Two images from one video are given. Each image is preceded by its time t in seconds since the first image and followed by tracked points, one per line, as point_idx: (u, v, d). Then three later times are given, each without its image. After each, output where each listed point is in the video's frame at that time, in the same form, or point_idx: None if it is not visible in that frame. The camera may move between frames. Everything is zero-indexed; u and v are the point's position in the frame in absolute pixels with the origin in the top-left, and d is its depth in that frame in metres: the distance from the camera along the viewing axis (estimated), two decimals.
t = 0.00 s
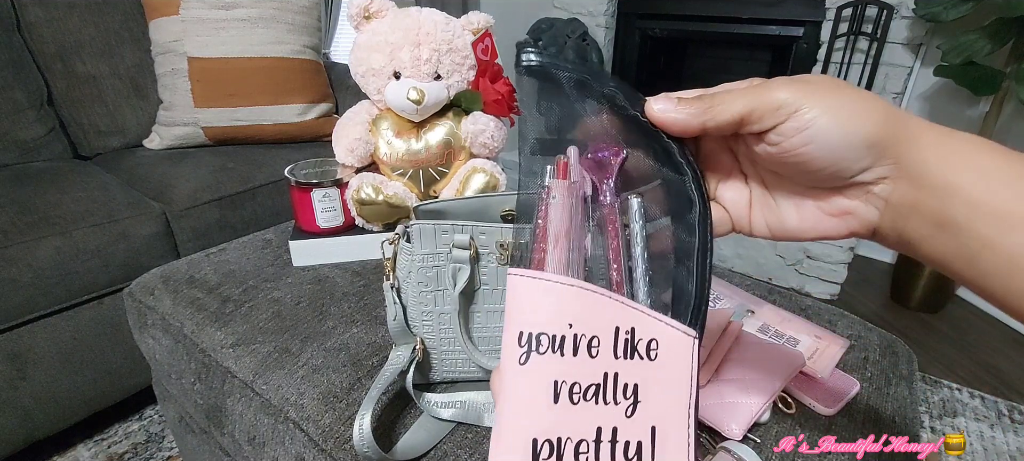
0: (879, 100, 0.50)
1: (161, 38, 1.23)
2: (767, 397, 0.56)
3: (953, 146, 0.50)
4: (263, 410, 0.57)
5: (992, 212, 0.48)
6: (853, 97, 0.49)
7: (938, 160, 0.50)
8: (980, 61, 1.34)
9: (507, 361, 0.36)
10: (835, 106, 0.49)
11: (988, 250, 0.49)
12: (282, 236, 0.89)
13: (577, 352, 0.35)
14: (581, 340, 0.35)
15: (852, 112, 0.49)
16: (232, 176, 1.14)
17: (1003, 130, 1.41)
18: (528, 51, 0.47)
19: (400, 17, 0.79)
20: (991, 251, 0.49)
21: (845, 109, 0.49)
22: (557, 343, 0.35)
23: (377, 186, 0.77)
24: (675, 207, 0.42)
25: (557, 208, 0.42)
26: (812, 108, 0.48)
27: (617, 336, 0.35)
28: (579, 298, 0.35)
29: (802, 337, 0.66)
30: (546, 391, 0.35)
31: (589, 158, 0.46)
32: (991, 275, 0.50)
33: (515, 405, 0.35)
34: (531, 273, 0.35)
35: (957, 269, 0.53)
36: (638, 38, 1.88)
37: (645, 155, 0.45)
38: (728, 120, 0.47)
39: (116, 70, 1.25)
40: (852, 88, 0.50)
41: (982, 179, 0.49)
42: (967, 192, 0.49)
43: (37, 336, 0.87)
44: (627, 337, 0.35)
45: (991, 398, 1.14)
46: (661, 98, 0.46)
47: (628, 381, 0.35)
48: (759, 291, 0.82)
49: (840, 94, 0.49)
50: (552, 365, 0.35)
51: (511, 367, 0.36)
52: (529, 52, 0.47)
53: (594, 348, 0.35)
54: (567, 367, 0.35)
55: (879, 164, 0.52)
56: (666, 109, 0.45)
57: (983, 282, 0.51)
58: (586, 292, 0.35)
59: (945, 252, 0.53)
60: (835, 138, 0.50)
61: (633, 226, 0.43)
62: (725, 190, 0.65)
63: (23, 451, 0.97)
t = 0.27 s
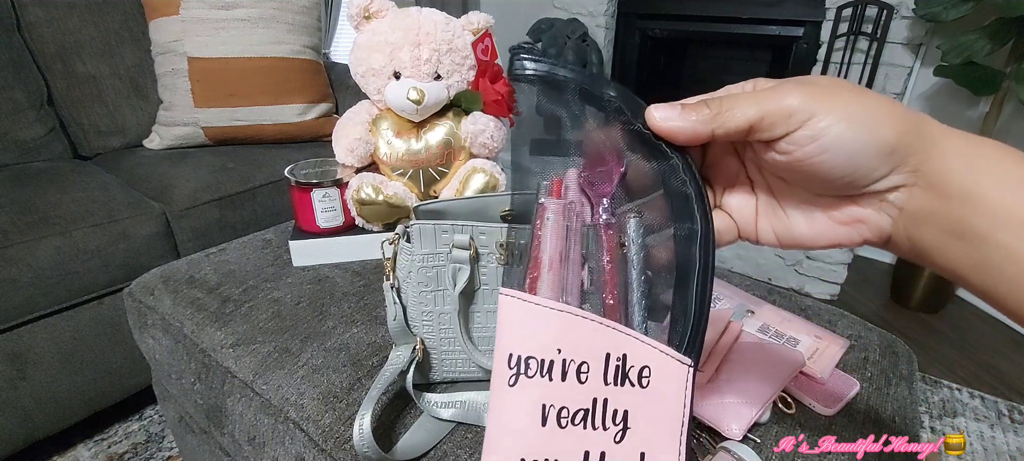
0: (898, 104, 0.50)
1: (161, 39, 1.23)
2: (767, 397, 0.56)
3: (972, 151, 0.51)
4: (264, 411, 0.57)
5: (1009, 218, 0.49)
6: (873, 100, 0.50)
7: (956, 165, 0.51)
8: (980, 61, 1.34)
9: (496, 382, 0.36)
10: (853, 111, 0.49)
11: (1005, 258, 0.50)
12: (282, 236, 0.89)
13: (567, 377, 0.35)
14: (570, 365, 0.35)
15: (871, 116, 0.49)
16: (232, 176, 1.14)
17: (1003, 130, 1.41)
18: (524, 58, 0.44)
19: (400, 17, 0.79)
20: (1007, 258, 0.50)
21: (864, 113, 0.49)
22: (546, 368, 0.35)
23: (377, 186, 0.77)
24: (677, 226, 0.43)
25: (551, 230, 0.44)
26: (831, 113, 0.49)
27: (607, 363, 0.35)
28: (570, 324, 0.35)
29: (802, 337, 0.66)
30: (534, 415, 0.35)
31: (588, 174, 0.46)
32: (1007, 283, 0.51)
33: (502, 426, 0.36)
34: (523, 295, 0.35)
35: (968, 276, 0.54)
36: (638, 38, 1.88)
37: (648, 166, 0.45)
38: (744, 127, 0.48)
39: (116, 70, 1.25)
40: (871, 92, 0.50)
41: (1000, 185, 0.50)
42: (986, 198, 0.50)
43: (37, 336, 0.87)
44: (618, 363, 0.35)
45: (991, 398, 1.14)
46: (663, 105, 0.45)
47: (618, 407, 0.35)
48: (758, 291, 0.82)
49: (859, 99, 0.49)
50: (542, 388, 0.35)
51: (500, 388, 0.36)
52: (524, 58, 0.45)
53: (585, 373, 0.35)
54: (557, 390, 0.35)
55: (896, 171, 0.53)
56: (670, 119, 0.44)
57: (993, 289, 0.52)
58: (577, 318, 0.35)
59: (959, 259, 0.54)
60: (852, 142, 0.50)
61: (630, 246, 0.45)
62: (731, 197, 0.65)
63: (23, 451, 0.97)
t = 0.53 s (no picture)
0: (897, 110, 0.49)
1: (161, 39, 1.23)
2: (769, 398, 0.56)
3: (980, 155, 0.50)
4: (263, 411, 0.57)
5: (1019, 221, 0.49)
6: (871, 107, 0.49)
7: (962, 170, 0.50)
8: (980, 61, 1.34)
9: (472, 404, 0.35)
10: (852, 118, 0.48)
11: (1014, 265, 0.50)
12: (282, 236, 0.89)
13: (547, 400, 0.34)
14: (551, 389, 0.34)
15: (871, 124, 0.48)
16: (232, 176, 1.14)
17: (1003, 130, 1.41)
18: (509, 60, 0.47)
19: (400, 18, 0.79)
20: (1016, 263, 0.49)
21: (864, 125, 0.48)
22: (526, 391, 0.34)
23: (377, 186, 0.77)
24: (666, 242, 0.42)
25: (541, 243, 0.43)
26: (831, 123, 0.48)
27: (590, 386, 0.34)
28: (552, 346, 0.34)
29: (802, 337, 0.66)
30: (513, 441, 0.34)
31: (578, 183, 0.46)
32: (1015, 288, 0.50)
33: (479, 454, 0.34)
34: (505, 316, 0.34)
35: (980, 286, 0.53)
36: (638, 38, 1.88)
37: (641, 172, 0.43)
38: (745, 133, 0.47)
39: (116, 70, 1.25)
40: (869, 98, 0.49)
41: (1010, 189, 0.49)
42: (994, 202, 0.49)
43: (37, 336, 0.87)
44: (602, 387, 0.34)
45: (991, 398, 1.14)
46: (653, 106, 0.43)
47: (600, 432, 0.35)
48: (758, 291, 0.82)
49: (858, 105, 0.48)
50: (520, 411, 0.34)
51: (476, 411, 0.35)
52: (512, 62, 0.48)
53: (565, 397, 0.34)
54: (536, 414, 0.34)
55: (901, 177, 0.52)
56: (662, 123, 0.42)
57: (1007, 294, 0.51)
58: (560, 340, 0.34)
59: (966, 266, 0.53)
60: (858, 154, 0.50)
61: (616, 262, 0.43)
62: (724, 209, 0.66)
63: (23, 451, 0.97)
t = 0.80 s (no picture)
0: (877, 135, 0.44)
1: (161, 38, 1.23)
2: (767, 398, 0.56)
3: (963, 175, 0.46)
4: (263, 411, 0.57)
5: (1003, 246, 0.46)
6: (850, 133, 0.43)
7: (943, 192, 0.47)
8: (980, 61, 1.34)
9: (472, 409, 0.35)
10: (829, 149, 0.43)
11: (993, 288, 0.49)
12: (282, 236, 0.89)
13: (549, 409, 0.35)
14: (554, 397, 0.35)
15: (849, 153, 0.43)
16: (233, 176, 1.14)
17: (1003, 130, 1.41)
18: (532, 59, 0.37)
19: (400, 17, 0.79)
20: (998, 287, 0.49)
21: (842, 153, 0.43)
22: (528, 399, 0.35)
23: (377, 186, 0.77)
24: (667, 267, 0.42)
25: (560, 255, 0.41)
26: (802, 155, 0.43)
27: (592, 396, 0.36)
28: (557, 355, 0.35)
29: (802, 337, 0.66)
30: (511, 446, 0.35)
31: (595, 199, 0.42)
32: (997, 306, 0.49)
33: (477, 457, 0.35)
34: (512, 322, 0.35)
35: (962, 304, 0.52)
36: (638, 38, 1.88)
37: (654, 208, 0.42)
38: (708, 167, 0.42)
39: (116, 70, 1.25)
40: (848, 122, 0.44)
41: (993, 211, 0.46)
42: (975, 226, 0.47)
43: (37, 336, 0.87)
44: (602, 398, 0.36)
45: (991, 398, 1.14)
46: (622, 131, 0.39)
47: (596, 443, 0.36)
48: (758, 291, 0.82)
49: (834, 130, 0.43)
50: (519, 418, 0.35)
51: (474, 416, 0.35)
52: (533, 59, 0.38)
53: (566, 407, 0.35)
54: (536, 423, 0.35)
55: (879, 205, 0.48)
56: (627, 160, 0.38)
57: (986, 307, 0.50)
58: (565, 349, 0.35)
59: (947, 284, 0.52)
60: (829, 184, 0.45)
61: (627, 276, 0.42)
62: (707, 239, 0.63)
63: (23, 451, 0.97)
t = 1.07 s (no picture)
0: (833, 161, 0.43)
1: (161, 38, 1.23)
2: (768, 398, 0.56)
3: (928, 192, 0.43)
4: (263, 411, 0.57)
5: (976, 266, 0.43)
6: (792, 158, 0.42)
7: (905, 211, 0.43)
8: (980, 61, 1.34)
9: (497, 405, 0.35)
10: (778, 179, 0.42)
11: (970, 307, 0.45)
12: (282, 236, 0.89)
13: (573, 402, 0.35)
14: (579, 390, 0.35)
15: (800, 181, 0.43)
16: (233, 176, 1.14)
17: (1004, 130, 1.41)
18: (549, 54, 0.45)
19: (400, 18, 0.79)
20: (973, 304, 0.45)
21: (790, 180, 0.43)
22: (553, 393, 0.34)
23: (377, 186, 0.77)
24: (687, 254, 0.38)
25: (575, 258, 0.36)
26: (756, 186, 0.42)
27: (616, 388, 0.35)
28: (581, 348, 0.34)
29: (802, 337, 0.66)
30: (536, 440, 0.35)
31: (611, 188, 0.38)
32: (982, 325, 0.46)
33: (503, 451, 0.35)
34: (535, 316, 0.34)
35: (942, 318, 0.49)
36: (638, 38, 1.88)
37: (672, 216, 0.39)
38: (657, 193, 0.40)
39: (116, 70, 1.25)
40: (798, 146, 0.43)
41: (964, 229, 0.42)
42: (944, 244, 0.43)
43: (37, 335, 0.87)
44: (625, 390, 0.35)
45: (991, 398, 1.14)
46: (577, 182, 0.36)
47: (621, 433, 0.36)
48: (758, 291, 0.82)
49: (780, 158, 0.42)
50: (545, 412, 0.35)
51: (498, 411, 0.35)
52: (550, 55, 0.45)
53: (592, 399, 0.35)
54: (561, 416, 0.35)
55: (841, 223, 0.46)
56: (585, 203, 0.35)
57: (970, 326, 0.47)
58: (590, 342, 0.34)
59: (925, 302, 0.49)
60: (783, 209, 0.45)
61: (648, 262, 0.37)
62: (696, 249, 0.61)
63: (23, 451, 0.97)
